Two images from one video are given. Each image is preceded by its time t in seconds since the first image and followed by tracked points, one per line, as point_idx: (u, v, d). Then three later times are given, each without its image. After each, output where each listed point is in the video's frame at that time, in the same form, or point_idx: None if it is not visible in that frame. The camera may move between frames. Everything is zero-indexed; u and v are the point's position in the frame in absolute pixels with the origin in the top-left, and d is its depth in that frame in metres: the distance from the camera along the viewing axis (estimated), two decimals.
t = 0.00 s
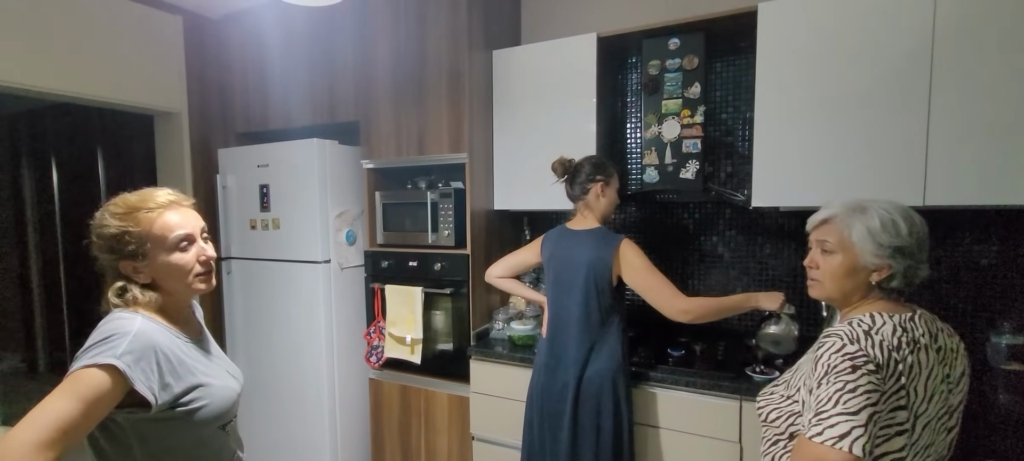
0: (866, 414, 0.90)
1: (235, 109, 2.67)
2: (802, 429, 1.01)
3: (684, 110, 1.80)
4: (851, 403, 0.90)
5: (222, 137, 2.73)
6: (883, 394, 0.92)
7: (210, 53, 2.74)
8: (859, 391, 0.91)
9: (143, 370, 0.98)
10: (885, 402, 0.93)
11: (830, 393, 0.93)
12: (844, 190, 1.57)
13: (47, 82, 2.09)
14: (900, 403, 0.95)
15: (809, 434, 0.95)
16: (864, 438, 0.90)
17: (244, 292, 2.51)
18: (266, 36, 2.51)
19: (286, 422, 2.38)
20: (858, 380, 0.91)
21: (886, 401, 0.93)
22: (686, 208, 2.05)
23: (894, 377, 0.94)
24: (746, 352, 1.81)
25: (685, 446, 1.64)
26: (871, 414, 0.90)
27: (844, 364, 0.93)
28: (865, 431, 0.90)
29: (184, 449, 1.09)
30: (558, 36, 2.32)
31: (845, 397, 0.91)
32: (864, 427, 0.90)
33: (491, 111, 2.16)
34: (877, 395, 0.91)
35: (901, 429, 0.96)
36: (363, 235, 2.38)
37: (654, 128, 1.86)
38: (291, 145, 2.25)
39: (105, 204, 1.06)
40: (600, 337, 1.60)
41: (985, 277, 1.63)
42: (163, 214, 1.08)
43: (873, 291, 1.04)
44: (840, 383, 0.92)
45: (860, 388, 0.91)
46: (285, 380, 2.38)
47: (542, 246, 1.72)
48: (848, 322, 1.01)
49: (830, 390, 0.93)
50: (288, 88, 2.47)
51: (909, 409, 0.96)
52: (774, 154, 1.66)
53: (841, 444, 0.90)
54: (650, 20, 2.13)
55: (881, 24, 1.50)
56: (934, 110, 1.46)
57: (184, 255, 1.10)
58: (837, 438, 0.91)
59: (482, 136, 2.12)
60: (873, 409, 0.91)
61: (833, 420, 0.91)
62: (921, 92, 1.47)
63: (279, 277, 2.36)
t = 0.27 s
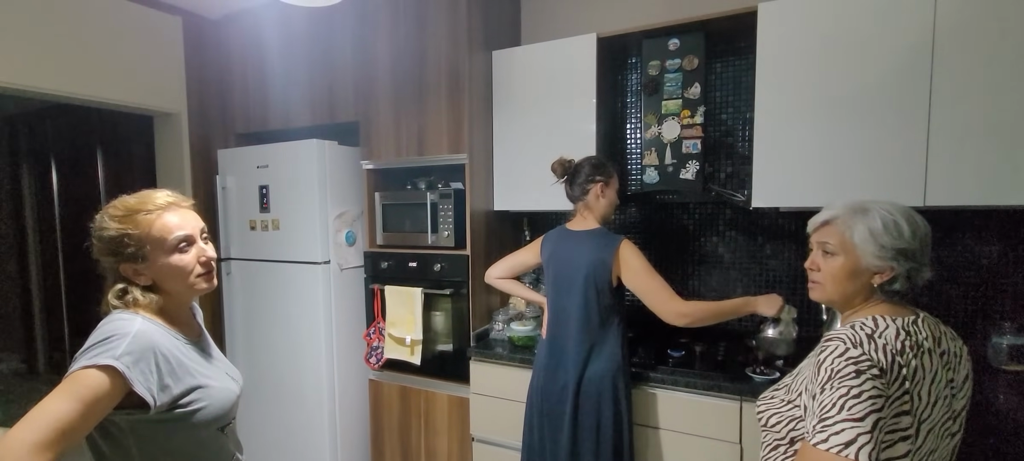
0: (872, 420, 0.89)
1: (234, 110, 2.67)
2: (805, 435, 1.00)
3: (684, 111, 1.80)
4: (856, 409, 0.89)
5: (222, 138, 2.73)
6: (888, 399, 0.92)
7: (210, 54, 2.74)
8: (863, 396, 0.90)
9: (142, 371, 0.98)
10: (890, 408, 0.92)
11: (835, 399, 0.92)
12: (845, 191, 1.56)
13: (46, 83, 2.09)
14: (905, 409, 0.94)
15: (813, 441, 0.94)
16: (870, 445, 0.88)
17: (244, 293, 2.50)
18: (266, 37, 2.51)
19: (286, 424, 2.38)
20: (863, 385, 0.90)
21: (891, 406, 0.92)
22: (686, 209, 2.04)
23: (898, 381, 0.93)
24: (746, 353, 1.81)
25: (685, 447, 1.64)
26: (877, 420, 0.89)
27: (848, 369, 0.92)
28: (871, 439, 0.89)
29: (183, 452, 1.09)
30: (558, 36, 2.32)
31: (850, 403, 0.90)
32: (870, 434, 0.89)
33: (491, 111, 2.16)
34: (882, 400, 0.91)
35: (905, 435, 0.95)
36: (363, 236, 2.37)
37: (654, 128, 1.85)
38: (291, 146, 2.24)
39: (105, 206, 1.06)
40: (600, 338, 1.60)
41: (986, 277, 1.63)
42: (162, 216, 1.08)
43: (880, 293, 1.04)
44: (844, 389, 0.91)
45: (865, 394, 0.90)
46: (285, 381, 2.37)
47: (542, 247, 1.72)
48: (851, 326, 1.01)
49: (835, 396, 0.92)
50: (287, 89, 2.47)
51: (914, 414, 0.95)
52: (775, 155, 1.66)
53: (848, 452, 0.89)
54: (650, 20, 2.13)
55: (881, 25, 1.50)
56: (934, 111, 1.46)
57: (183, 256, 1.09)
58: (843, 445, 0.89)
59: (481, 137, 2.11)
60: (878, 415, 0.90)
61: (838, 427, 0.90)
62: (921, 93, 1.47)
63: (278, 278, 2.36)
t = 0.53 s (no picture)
0: (871, 423, 0.89)
1: (234, 110, 2.66)
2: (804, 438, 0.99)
3: (684, 110, 1.79)
4: (855, 412, 0.89)
5: (221, 138, 2.73)
6: (888, 401, 0.91)
7: (209, 54, 2.74)
8: (863, 399, 0.89)
9: (140, 371, 0.98)
10: (891, 411, 0.91)
11: (834, 402, 0.92)
12: (845, 191, 1.56)
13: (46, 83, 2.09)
14: (906, 412, 0.93)
15: (812, 444, 0.93)
16: (869, 449, 0.88)
17: (243, 293, 2.50)
18: (265, 37, 2.51)
19: (285, 424, 2.37)
20: (862, 388, 0.90)
21: (891, 409, 0.91)
22: (686, 209, 2.04)
23: (898, 384, 0.92)
24: (746, 353, 1.81)
25: (685, 447, 1.64)
26: (876, 423, 0.89)
27: (847, 372, 0.92)
28: (870, 442, 0.88)
29: (181, 452, 1.08)
30: (557, 36, 2.32)
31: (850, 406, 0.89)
32: (869, 437, 0.88)
33: (490, 110, 2.15)
34: (882, 403, 0.90)
35: (905, 439, 0.94)
36: (363, 236, 2.37)
37: (654, 128, 1.85)
38: (290, 146, 2.24)
39: (102, 206, 1.06)
40: (599, 339, 1.59)
41: (986, 277, 1.63)
42: (160, 217, 1.07)
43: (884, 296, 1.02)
44: (843, 391, 0.91)
45: (864, 396, 0.90)
46: (284, 381, 2.37)
47: (541, 247, 1.72)
48: (851, 328, 1.00)
49: (833, 399, 0.92)
50: (287, 89, 2.46)
51: (914, 417, 0.94)
52: (774, 155, 1.66)
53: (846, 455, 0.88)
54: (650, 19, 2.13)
55: (881, 24, 1.49)
56: (934, 111, 1.45)
57: (180, 257, 1.09)
58: (842, 448, 0.89)
59: (481, 137, 2.11)
60: (878, 419, 0.89)
61: (837, 430, 0.90)
62: (921, 93, 1.46)
63: (277, 278, 2.36)
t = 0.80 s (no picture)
0: (867, 426, 0.89)
1: (234, 110, 2.66)
2: (801, 440, 0.99)
3: (684, 111, 1.79)
4: (851, 415, 0.89)
5: (221, 137, 2.73)
6: (885, 404, 0.91)
7: (209, 54, 2.74)
8: (859, 401, 0.89)
9: (138, 371, 0.98)
10: (887, 413, 0.91)
11: (830, 404, 0.92)
12: (845, 192, 1.56)
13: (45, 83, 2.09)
14: (903, 414, 0.93)
15: (808, 446, 0.93)
16: (864, 451, 0.88)
17: (243, 293, 2.50)
18: (265, 37, 2.51)
19: (285, 424, 2.37)
20: (859, 390, 0.90)
21: (888, 412, 0.92)
22: (685, 209, 2.04)
23: (896, 386, 0.92)
24: (746, 354, 1.81)
25: (684, 447, 1.63)
26: (872, 425, 0.89)
27: (844, 373, 0.92)
28: (865, 445, 0.88)
29: (179, 453, 1.08)
30: (558, 36, 2.31)
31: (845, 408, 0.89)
32: (864, 439, 0.88)
33: (490, 110, 2.15)
34: (878, 406, 0.90)
35: (903, 442, 0.94)
36: (362, 236, 2.37)
37: (654, 128, 1.85)
38: (289, 146, 2.24)
39: (101, 206, 1.06)
40: (599, 339, 1.59)
41: (986, 277, 1.62)
42: (158, 216, 1.07)
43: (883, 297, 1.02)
44: (840, 393, 0.91)
45: (860, 398, 0.90)
46: (284, 381, 2.37)
47: (538, 248, 1.72)
48: (849, 329, 1.00)
49: (830, 400, 0.92)
50: (287, 89, 2.46)
51: (912, 419, 0.94)
52: (774, 155, 1.65)
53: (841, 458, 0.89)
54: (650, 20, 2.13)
55: (881, 25, 1.49)
56: (934, 112, 1.45)
57: (179, 257, 1.09)
58: (837, 450, 0.89)
59: (481, 137, 2.11)
60: (874, 421, 0.89)
61: (833, 432, 0.90)
62: (920, 93, 1.46)
63: (277, 278, 2.36)
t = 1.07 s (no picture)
0: (864, 427, 0.89)
1: (234, 110, 2.66)
2: (798, 441, 0.99)
3: (684, 111, 1.79)
4: (848, 416, 0.89)
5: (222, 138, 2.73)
6: (882, 405, 0.91)
7: (210, 54, 2.74)
8: (856, 403, 0.89)
9: (138, 371, 0.98)
10: (884, 414, 0.91)
11: (826, 405, 0.92)
12: (845, 193, 1.56)
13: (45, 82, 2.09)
14: (900, 415, 0.93)
15: (805, 447, 0.93)
16: (861, 452, 0.88)
17: (243, 294, 2.50)
18: (266, 37, 2.51)
19: (285, 424, 2.37)
20: (855, 391, 0.90)
21: (885, 413, 0.92)
22: (685, 209, 2.04)
23: (893, 387, 0.92)
24: (746, 353, 1.81)
25: (684, 447, 1.63)
26: (868, 426, 0.89)
27: (841, 374, 0.92)
28: (861, 446, 0.89)
29: (179, 453, 1.08)
30: (558, 36, 2.32)
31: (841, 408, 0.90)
32: (861, 440, 0.89)
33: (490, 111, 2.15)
34: (875, 406, 0.90)
35: (900, 442, 0.94)
36: (363, 236, 2.37)
37: (654, 129, 1.85)
38: (290, 147, 2.24)
39: (101, 206, 1.06)
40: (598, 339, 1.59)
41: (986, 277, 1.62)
42: (158, 216, 1.07)
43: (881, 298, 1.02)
44: (836, 394, 0.91)
45: (857, 399, 0.90)
46: (284, 381, 2.37)
47: (533, 249, 1.71)
48: (846, 330, 1.00)
49: (826, 401, 0.92)
50: (287, 89, 2.46)
51: (909, 420, 0.94)
52: (774, 155, 1.66)
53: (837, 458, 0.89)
54: (651, 20, 2.13)
55: (881, 25, 1.49)
56: (934, 112, 1.45)
57: (179, 256, 1.09)
58: (834, 452, 0.89)
59: (481, 137, 2.11)
60: (870, 422, 0.89)
61: (829, 433, 0.90)
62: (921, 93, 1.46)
63: (277, 279, 2.36)
